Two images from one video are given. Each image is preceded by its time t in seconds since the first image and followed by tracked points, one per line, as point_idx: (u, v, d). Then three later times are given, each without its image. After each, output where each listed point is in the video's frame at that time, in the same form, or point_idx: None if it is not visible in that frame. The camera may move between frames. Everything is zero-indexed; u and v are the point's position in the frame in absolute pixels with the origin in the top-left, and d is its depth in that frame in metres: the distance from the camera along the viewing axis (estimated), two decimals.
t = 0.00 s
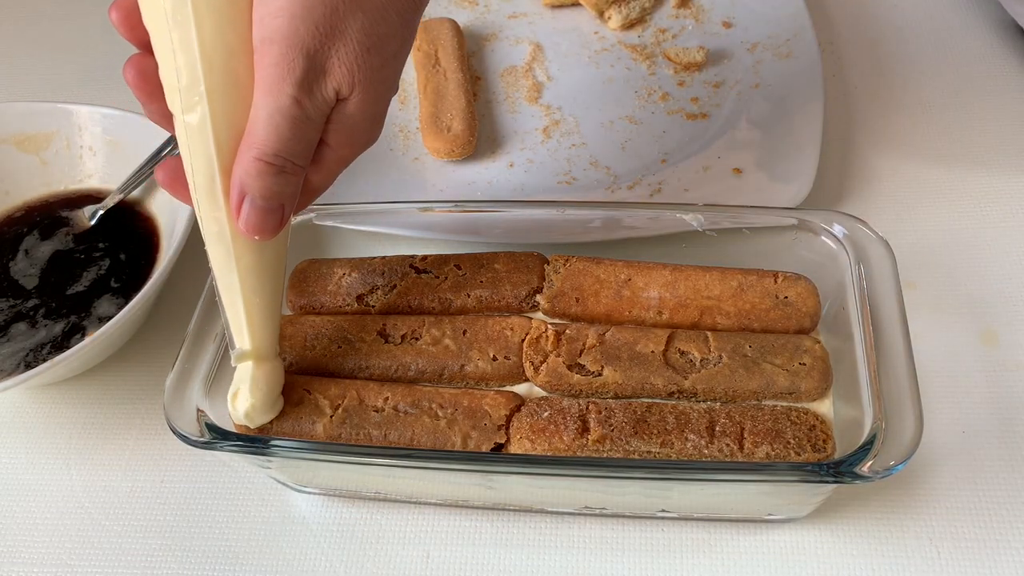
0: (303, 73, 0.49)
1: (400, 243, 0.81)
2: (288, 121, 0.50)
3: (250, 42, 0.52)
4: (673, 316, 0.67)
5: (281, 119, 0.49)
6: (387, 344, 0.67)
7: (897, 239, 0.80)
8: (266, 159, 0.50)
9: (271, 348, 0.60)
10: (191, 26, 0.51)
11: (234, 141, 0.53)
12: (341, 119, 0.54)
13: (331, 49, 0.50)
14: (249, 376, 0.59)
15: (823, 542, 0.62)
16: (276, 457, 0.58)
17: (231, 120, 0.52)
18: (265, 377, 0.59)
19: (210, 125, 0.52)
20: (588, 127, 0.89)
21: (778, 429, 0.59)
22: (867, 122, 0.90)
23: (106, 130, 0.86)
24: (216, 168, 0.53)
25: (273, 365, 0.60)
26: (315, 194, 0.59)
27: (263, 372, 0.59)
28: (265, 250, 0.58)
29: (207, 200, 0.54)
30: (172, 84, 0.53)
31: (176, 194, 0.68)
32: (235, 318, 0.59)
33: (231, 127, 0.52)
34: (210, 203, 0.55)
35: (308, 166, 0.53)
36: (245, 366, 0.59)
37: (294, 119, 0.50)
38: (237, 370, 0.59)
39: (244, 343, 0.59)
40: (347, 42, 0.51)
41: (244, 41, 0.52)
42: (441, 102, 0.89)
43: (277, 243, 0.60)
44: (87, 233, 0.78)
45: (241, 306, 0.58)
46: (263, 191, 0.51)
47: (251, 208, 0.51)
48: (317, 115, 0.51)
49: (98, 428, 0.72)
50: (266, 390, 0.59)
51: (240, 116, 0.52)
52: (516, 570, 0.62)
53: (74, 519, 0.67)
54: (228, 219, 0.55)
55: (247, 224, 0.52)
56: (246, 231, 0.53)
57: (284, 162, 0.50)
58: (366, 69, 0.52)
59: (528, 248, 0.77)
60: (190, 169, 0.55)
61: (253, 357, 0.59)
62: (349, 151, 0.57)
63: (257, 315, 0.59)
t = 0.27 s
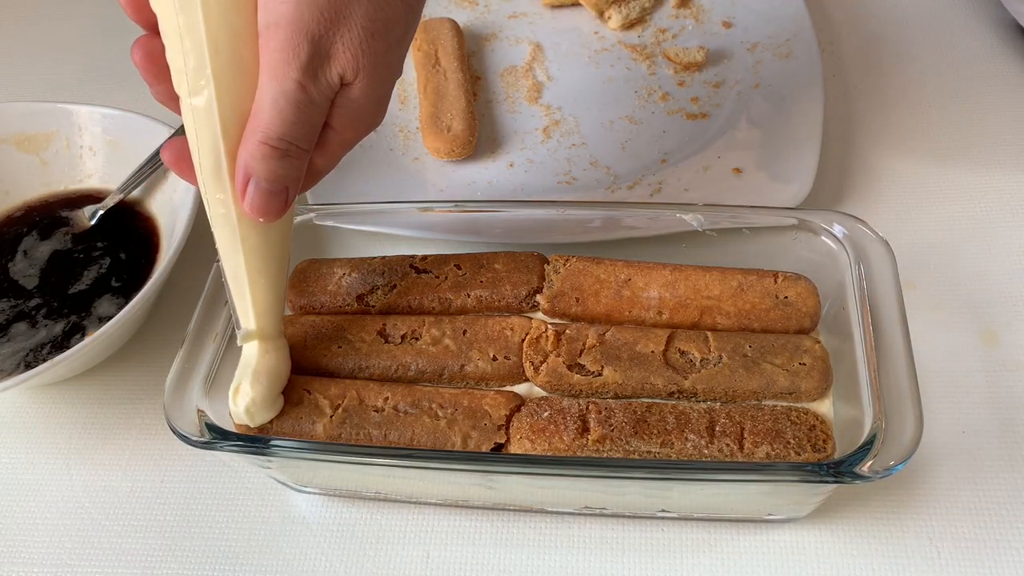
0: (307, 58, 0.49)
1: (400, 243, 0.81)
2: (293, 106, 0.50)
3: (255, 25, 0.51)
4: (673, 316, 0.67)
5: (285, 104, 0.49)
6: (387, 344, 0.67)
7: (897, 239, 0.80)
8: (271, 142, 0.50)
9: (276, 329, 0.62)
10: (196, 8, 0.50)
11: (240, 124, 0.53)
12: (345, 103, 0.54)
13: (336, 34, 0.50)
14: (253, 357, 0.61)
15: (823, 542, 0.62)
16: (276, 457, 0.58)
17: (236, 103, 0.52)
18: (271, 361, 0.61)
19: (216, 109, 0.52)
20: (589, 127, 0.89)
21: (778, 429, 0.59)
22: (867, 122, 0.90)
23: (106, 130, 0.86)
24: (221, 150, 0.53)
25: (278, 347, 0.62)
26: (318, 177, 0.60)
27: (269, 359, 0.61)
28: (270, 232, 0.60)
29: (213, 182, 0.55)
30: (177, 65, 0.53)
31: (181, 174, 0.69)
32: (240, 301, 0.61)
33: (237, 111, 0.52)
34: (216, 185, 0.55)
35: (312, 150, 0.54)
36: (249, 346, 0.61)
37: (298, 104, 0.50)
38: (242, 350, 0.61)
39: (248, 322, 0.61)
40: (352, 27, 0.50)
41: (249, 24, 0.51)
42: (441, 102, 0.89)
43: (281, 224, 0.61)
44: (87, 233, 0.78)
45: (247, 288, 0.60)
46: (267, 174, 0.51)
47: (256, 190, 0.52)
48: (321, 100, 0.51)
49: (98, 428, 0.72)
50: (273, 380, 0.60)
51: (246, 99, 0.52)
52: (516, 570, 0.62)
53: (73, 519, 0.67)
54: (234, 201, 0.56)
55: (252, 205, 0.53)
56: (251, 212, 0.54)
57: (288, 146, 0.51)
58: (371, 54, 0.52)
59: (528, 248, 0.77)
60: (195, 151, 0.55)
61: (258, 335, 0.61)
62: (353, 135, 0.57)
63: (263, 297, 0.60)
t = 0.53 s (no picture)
0: (310, 48, 0.50)
1: (400, 243, 0.81)
2: (295, 96, 0.50)
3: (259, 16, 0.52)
4: (673, 316, 0.67)
5: (288, 93, 0.50)
6: (387, 344, 0.67)
7: (897, 239, 0.80)
8: (274, 132, 0.50)
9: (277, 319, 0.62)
10: None
11: (243, 113, 0.53)
12: (347, 93, 0.55)
13: (338, 25, 0.51)
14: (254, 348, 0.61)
15: (823, 542, 0.62)
16: (276, 457, 0.58)
17: (239, 93, 0.52)
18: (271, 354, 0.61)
19: (220, 98, 0.52)
20: (589, 126, 0.89)
21: (778, 429, 0.59)
22: (867, 122, 0.90)
23: (106, 130, 0.86)
24: (224, 139, 0.53)
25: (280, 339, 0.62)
26: (320, 165, 0.60)
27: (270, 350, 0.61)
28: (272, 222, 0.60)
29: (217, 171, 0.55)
30: (180, 55, 0.53)
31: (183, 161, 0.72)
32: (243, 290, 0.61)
33: (240, 100, 0.52)
34: (219, 175, 0.55)
35: (314, 139, 0.54)
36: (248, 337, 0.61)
37: (301, 93, 0.51)
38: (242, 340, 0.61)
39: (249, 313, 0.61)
40: (354, 19, 0.51)
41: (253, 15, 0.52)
42: (441, 102, 0.89)
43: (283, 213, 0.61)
44: (87, 233, 0.78)
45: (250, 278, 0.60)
46: (270, 162, 0.51)
47: (258, 179, 0.52)
48: (323, 90, 0.52)
49: (98, 428, 0.72)
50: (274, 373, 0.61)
51: (249, 89, 0.52)
52: (516, 570, 0.62)
53: (73, 519, 0.67)
54: (237, 190, 0.56)
55: (254, 194, 0.53)
56: (253, 201, 0.54)
57: (291, 135, 0.51)
58: (372, 45, 0.53)
59: (528, 248, 0.77)
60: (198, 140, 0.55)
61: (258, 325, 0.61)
62: (355, 124, 0.58)
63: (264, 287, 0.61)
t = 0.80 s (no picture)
0: (316, 34, 0.52)
1: (401, 243, 0.81)
2: (301, 80, 0.53)
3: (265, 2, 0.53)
4: (673, 316, 0.67)
5: (295, 77, 0.53)
6: (387, 344, 0.67)
7: (897, 239, 0.80)
8: (281, 115, 0.53)
9: (286, 296, 0.64)
10: None
11: (250, 95, 0.54)
12: (352, 76, 0.57)
13: (343, 12, 0.53)
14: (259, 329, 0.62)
15: (823, 542, 0.62)
16: (276, 457, 0.58)
17: (247, 76, 0.54)
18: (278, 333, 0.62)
19: (228, 81, 0.53)
20: (589, 126, 0.89)
21: (778, 429, 0.59)
22: (867, 122, 0.90)
23: (106, 130, 0.86)
24: (231, 122, 0.55)
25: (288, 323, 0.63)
26: (325, 143, 0.63)
27: (270, 347, 0.61)
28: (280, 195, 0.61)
29: (224, 152, 0.56)
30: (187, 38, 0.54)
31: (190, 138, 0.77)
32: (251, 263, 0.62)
33: (247, 82, 0.54)
34: (227, 155, 0.57)
35: (320, 121, 0.57)
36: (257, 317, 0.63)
37: (307, 77, 0.53)
38: (251, 315, 0.62)
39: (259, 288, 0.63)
40: (358, 6, 0.54)
41: None
42: (441, 102, 0.89)
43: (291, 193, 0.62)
44: (87, 233, 0.78)
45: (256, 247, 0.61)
46: (276, 145, 0.54)
47: (266, 161, 0.54)
48: (328, 73, 0.55)
49: (98, 428, 0.72)
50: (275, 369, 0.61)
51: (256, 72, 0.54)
52: (516, 570, 0.62)
53: (74, 519, 0.67)
54: (245, 171, 0.58)
55: (261, 175, 0.55)
56: (261, 182, 0.56)
57: (297, 118, 0.54)
58: (376, 30, 0.56)
59: (528, 248, 0.77)
60: (206, 121, 0.56)
61: (267, 301, 0.63)
62: (359, 104, 0.61)
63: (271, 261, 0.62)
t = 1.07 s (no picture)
0: (328, 19, 0.51)
1: (401, 244, 0.81)
2: (314, 64, 0.52)
3: None
4: (673, 316, 0.67)
5: (308, 62, 0.52)
6: (387, 344, 0.67)
7: (897, 239, 0.80)
8: (296, 98, 0.53)
9: (302, 262, 0.67)
10: None
11: (266, 74, 0.54)
12: (364, 57, 0.57)
13: None
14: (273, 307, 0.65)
15: (823, 542, 0.62)
16: (276, 457, 0.58)
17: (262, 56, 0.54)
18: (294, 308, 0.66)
19: (244, 61, 0.53)
20: (589, 126, 0.89)
21: (778, 429, 0.59)
22: (867, 122, 0.90)
23: (106, 130, 0.86)
24: (248, 100, 0.55)
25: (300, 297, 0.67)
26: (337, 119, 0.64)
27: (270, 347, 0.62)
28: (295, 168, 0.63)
29: (241, 129, 0.57)
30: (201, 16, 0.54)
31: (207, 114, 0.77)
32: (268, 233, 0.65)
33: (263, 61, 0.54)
34: (245, 132, 0.57)
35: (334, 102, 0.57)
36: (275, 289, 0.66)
37: (320, 61, 0.53)
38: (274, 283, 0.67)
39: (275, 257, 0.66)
40: None
41: None
42: (441, 102, 0.89)
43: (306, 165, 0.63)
44: (87, 233, 0.78)
45: (274, 220, 0.64)
46: (292, 125, 0.54)
47: (282, 140, 0.54)
48: (341, 57, 0.54)
49: (98, 428, 0.72)
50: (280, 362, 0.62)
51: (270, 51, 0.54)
52: (516, 570, 0.62)
53: (74, 519, 0.67)
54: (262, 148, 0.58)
55: (277, 155, 0.56)
56: (277, 160, 0.57)
57: (311, 100, 0.54)
58: (389, 13, 0.55)
59: (528, 248, 0.77)
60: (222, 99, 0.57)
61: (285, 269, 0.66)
62: (371, 83, 0.60)
63: (288, 231, 0.64)
